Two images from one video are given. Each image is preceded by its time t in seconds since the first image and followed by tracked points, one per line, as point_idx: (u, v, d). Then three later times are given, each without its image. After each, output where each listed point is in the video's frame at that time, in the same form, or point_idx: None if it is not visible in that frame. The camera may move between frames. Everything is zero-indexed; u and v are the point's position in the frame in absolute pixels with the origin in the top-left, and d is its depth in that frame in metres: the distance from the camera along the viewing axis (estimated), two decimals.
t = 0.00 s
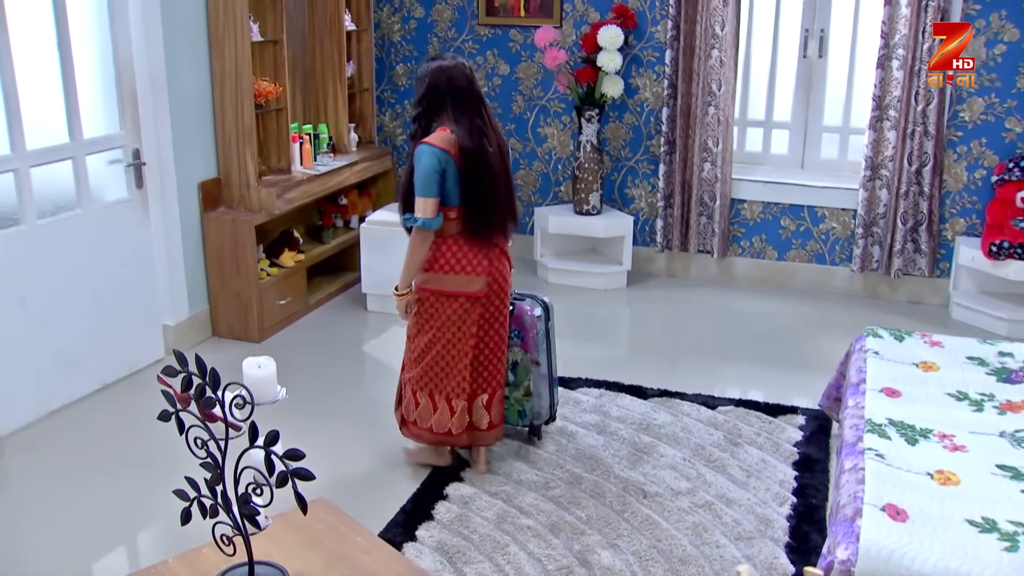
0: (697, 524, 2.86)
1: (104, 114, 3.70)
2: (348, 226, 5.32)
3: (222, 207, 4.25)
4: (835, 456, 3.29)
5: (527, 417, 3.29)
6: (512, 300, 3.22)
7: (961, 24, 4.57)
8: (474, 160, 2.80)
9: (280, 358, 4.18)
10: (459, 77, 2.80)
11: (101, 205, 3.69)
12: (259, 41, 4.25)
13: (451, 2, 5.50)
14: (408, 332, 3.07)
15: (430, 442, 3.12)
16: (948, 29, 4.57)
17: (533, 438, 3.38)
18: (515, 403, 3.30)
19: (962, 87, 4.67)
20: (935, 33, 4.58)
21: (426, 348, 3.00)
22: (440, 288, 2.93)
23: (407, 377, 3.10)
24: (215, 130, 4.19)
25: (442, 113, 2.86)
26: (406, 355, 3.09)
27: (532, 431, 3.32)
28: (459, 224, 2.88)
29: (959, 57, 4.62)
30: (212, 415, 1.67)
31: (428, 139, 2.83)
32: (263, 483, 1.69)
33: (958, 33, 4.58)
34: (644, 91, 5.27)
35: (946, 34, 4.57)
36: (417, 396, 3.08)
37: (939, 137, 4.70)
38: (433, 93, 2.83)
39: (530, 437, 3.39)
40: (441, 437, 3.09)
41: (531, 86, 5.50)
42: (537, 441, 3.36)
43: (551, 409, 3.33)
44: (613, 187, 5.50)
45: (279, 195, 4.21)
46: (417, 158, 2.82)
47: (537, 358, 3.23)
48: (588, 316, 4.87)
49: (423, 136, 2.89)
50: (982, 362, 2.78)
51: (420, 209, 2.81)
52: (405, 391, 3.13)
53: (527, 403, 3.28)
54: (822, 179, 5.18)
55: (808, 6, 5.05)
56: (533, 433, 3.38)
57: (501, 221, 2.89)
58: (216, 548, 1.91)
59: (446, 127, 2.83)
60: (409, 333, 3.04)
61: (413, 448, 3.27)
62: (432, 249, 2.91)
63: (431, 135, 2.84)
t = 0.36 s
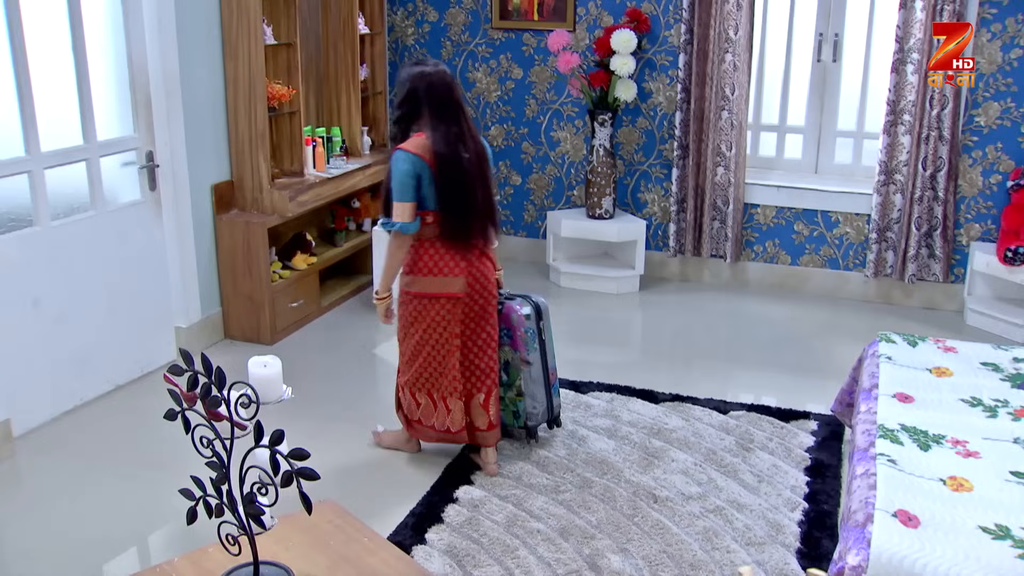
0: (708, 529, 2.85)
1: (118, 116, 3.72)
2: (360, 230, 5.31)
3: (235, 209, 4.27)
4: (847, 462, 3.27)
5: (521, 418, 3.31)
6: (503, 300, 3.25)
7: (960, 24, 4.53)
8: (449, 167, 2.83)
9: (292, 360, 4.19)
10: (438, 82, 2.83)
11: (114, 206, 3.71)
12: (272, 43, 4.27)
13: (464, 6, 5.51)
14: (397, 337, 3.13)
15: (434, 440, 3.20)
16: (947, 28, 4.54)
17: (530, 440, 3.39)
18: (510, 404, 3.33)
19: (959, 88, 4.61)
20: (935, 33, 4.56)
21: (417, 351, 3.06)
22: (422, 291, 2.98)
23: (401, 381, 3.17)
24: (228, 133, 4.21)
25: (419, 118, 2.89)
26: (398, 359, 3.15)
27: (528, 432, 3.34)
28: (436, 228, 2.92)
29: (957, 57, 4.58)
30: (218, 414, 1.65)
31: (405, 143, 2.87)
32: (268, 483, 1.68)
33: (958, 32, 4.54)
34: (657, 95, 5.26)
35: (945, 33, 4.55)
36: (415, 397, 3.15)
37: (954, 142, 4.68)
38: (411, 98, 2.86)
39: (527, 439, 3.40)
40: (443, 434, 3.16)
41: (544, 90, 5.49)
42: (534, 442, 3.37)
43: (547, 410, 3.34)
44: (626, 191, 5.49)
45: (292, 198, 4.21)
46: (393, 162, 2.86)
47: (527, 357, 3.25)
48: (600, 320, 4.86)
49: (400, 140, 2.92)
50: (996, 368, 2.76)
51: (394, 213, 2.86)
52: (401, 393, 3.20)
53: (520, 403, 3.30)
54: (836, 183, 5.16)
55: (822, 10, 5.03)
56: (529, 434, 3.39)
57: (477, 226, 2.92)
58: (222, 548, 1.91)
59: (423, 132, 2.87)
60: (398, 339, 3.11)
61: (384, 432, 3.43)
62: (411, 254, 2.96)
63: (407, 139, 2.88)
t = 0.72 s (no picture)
0: (716, 534, 2.84)
1: (129, 118, 3.73)
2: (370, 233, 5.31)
3: (245, 211, 4.28)
4: (857, 467, 3.25)
5: (505, 404, 3.29)
6: (481, 287, 3.26)
7: (960, 24, 4.50)
8: (409, 164, 2.92)
9: (302, 362, 4.19)
10: (400, 81, 2.92)
11: (124, 208, 3.73)
12: (283, 46, 4.28)
13: (475, 9, 5.52)
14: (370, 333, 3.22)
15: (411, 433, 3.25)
16: (947, 29, 4.52)
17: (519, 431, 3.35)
18: (493, 392, 3.31)
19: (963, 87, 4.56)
20: (935, 33, 4.54)
21: (390, 343, 3.14)
22: (391, 283, 3.08)
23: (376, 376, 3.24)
24: (239, 135, 4.22)
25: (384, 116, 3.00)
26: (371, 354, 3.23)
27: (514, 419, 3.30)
28: (400, 222, 3.02)
29: (959, 57, 4.55)
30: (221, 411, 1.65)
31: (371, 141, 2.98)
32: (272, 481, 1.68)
33: (958, 32, 4.51)
34: (668, 99, 5.26)
35: (945, 33, 4.52)
36: (389, 392, 3.21)
37: (966, 146, 4.65)
38: (376, 96, 2.97)
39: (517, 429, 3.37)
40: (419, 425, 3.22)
41: (554, 93, 5.49)
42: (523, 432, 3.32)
43: (533, 397, 3.30)
44: (636, 195, 5.48)
45: (301, 200, 4.22)
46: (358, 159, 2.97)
47: (508, 341, 3.24)
48: (610, 324, 4.85)
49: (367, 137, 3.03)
50: (1008, 373, 2.74)
51: (360, 210, 2.98)
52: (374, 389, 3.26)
53: (503, 389, 3.28)
54: (848, 188, 5.13)
55: (834, 14, 5.01)
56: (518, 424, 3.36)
57: (440, 220, 3.02)
58: (226, 547, 1.92)
59: (387, 130, 2.97)
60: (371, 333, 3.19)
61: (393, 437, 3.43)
62: (378, 248, 3.07)
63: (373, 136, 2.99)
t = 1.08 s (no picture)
0: (723, 538, 2.82)
1: (138, 121, 3.75)
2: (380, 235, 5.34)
3: (254, 213, 4.29)
4: (864, 471, 3.23)
5: (469, 402, 3.38)
6: (458, 286, 3.30)
7: (959, 23, 4.48)
8: (390, 163, 2.96)
9: (309, 365, 4.19)
10: (378, 84, 2.95)
11: (133, 210, 3.74)
12: (292, 50, 4.29)
13: (484, 13, 5.53)
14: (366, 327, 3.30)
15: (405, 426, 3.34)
16: (946, 28, 4.51)
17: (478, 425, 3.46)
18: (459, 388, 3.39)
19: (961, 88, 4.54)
20: (935, 33, 4.54)
21: (383, 338, 3.22)
22: (379, 281, 3.13)
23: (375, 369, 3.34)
24: (248, 138, 4.23)
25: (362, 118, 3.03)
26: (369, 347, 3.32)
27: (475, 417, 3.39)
28: (382, 222, 3.06)
29: (959, 56, 4.52)
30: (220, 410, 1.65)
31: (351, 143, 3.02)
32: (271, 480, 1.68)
33: (958, 32, 4.50)
34: (677, 103, 5.25)
35: (944, 33, 4.52)
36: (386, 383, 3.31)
37: (976, 150, 4.63)
38: (354, 100, 3.00)
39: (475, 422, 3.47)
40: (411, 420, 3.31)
41: (563, 98, 5.49)
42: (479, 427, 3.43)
43: (496, 397, 3.40)
44: (645, 199, 5.48)
45: (310, 203, 4.23)
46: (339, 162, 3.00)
47: (479, 342, 3.30)
48: (618, 328, 4.84)
49: (347, 140, 3.07)
50: (1017, 378, 2.72)
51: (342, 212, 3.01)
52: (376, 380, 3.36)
53: (469, 387, 3.37)
54: (858, 192, 5.12)
55: (844, 18, 5.00)
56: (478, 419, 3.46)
57: (422, 219, 3.06)
58: (226, 546, 1.92)
59: (366, 132, 3.01)
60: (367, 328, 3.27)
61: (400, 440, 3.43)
62: (365, 247, 3.12)
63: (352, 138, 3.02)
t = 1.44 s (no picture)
0: (726, 543, 2.81)
1: (144, 123, 3.76)
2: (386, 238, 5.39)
3: (260, 217, 4.31)
4: (870, 477, 3.22)
5: (434, 398, 3.54)
6: (430, 286, 3.45)
7: (959, 23, 4.47)
8: (375, 162, 3.00)
9: (314, 368, 4.19)
10: (366, 83, 3.00)
11: (138, 213, 3.75)
12: (298, 53, 4.30)
13: (491, 17, 5.53)
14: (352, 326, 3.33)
15: (401, 421, 3.37)
16: (947, 28, 4.50)
17: (442, 420, 3.61)
18: (426, 383, 3.54)
19: (959, 87, 4.53)
20: (935, 33, 4.53)
21: (371, 334, 3.26)
22: (363, 276, 3.17)
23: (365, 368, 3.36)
24: (254, 142, 4.24)
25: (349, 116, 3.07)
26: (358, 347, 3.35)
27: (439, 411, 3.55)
28: (366, 218, 3.10)
29: (959, 57, 4.51)
30: (216, 409, 1.64)
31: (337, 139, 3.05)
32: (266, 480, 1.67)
33: (958, 32, 4.49)
34: (683, 107, 5.24)
35: (945, 33, 4.51)
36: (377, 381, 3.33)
37: (984, 155, 4.61)
38: (343, 98, 3.04)
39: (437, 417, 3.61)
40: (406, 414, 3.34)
41: (569, 102, 5.49)
42: (441, 422, 3.58)
43: (460, 393, 3.56)
44: (651, 204, 5.47)
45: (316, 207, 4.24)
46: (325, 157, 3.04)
47: (447, 341, 3.46)
48: (623, 332, 4.83)
49: (334, 136, 3.10)
50: None
51: (330, 206, 3.05)
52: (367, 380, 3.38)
53: (436, 383, 3.52)
54: (864, 197, 5.10)
55: (850, 23, 4.99)
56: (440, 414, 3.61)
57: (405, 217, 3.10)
58: (222, 546, 1.91)
59: (353, 130, 3.05)
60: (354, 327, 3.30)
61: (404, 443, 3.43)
62: (349, 243, 3.16)
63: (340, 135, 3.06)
